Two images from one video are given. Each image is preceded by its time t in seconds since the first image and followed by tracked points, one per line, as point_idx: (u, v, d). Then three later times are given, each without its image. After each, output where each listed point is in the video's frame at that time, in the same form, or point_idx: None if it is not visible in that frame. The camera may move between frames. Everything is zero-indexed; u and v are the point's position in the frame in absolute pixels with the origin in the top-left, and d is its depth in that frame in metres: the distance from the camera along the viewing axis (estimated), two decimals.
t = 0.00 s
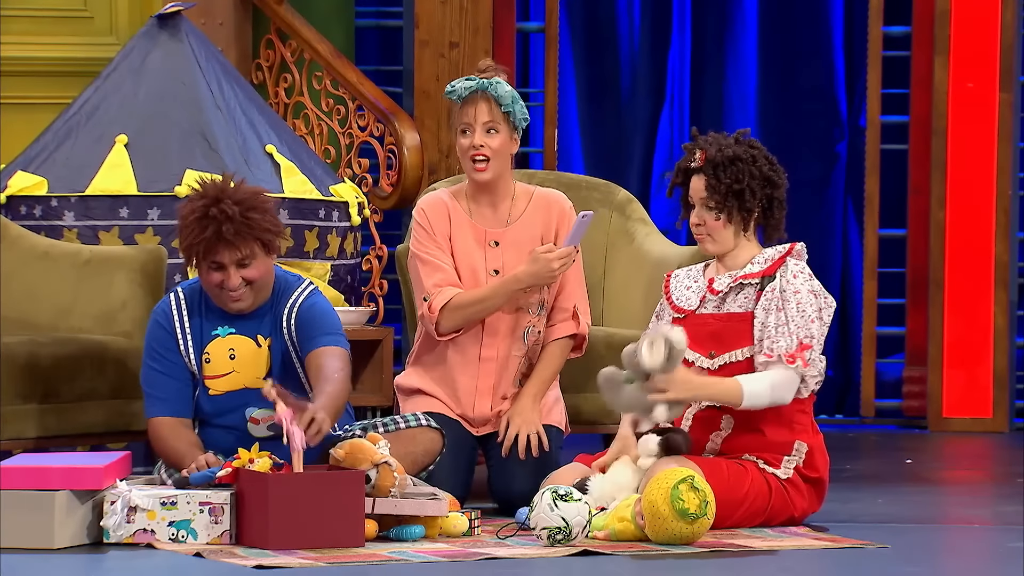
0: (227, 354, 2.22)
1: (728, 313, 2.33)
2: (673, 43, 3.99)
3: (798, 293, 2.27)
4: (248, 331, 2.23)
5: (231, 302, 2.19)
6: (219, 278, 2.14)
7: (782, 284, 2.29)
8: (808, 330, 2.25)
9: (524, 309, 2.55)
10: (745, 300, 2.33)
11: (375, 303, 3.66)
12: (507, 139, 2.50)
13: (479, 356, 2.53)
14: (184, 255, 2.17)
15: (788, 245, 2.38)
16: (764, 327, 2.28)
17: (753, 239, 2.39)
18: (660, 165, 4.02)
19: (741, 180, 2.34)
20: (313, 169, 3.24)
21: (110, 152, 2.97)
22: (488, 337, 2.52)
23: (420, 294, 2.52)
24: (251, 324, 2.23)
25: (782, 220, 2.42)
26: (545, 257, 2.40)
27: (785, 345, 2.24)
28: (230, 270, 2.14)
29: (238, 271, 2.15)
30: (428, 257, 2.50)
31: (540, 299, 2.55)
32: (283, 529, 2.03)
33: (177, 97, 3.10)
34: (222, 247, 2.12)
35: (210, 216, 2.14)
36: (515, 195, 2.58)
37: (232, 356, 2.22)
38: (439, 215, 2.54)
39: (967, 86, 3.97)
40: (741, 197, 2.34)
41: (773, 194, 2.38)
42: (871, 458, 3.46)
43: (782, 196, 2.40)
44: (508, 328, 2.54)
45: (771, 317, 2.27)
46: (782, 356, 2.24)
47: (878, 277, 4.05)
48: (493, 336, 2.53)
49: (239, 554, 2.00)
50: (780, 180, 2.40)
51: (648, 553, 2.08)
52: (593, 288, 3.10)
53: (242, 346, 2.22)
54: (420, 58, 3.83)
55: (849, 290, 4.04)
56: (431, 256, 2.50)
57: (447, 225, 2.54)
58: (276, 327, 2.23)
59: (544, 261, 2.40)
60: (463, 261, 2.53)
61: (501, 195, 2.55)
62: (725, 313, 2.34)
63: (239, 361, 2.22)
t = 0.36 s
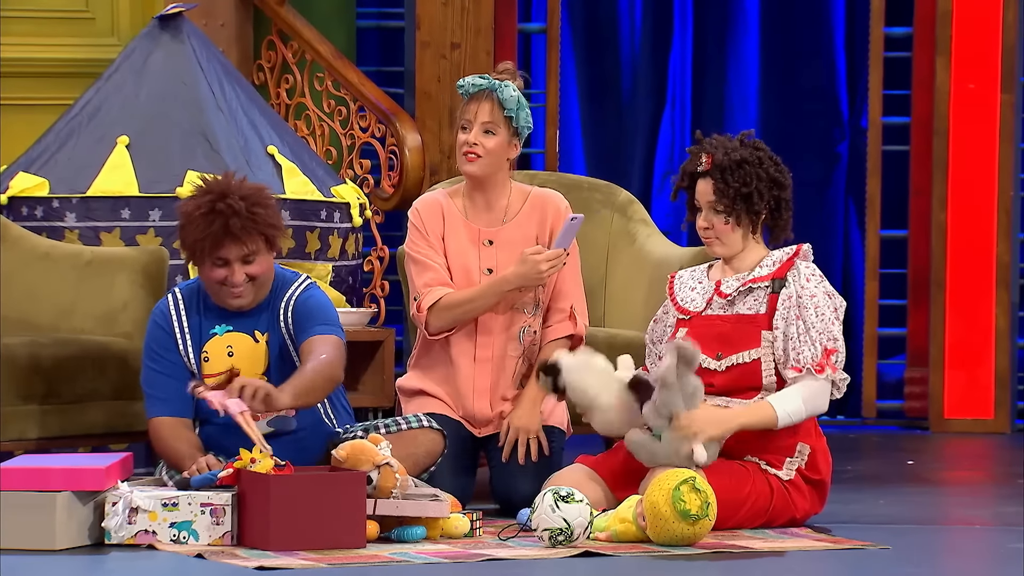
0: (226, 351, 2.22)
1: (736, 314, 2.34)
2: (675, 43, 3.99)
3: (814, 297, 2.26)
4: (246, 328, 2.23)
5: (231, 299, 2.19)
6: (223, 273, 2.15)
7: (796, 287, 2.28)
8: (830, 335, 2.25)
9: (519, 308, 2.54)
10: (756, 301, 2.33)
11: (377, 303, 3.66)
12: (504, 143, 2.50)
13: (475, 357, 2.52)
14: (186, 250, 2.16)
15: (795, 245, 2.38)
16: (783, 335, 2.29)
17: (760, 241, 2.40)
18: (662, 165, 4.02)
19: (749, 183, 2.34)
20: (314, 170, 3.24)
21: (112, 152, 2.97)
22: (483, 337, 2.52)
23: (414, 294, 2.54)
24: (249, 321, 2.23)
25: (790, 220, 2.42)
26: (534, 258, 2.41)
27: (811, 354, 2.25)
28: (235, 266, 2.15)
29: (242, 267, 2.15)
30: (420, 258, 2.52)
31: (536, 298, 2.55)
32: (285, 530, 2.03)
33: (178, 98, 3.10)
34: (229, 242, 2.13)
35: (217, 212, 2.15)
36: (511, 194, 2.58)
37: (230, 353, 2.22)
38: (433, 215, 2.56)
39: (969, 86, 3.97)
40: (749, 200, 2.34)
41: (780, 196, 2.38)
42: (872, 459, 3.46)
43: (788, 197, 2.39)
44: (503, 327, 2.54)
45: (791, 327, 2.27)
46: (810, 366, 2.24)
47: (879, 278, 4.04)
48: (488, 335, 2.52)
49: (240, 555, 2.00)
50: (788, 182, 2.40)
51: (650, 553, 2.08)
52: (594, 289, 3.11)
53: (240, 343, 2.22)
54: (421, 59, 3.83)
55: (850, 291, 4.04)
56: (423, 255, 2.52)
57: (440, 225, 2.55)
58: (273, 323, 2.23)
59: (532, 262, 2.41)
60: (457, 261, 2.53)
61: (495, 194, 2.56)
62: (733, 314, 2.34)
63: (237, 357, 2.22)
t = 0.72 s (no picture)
0: (225, 350, 2.22)
1: (739, 314, 2.34)
2: (677, 43, 3.99)
3: (820, 298, 2.26)
4: (246, 329, 2.23)
5: (258, 303, 2.19)
6: (265, 279, 2.15)
7: (800, 287, 2.29)
8: (837, 334, 2.25)
9: (516, 309, 2.55)
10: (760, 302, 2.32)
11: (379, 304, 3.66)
12: (504, 155, 2.50)
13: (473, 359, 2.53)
14: (229, 250, 2.14)
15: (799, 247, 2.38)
16: (789, 339, 2.29)
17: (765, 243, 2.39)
18: (663, 166, 4.02)
19: (754, 187, 2.34)
20: (315, 170, 3.24)
21: (113, 153, 2.97)
22: (481, 339, 2.52)
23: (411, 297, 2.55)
24: (250, 322, 2.23)
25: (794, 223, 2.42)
26: (528, 264, 2.42)
27: (818, 354, 2.24)
28: (277, 273, 2.16)
29: (282, 274, 2.17)
30: (416, 262, 2.52)
31: (533, 299, 2.56)
32: (288, 530, 2.03)
33: (179, 98, 3.10)
34: (280, 250, 2.14)
35: (272, 218, 2.14)
36: (507, 195, 2.58)
37: (229, 353, 2.22)
38: (430, 220, 2.55)
39: (971, 87, 3.96)
40: (754, 204, 2.34)
41: (786, 199, 2.37)
42: (875, 459, 3.46)
43: (794, 201, 2.39)
44: (501, 329, 2.54)
45: (796, 329, 2.27)
46: (819, 367, 2.23)
47: (881, 278, 4.04)
48: (486, 337, 2.53)
49: (242, 555, 2.00)
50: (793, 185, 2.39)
51: (652, 553, 2.08)
52: (596, 289, 3.11)
53: (240, 343, 2.22)
54: (423, 59, 3.83)
55: (852, 291, 4.04)
56: (419, 260, 2.52)
57: (437, 229, 2.55)
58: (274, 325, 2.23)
59: (527, 268, 2.42)
60: (453, 263, 2.53)
61: (493, 196, 2.56)
62: (735, 314, 2.34)
63: (235, 357, 2.22)
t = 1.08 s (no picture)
0: (245, 355, 2.23)
1: (742, 313, 2.34)
2: (678, 43, 3.99)
3: (820, 302, 2.26)
4: (267, 335, 2.24)
5: (269, 309, 2.21)
6: (274, 288, 2.17)
7: (802, 288, 2.29)
8: (833, 338, 2.25)
9: (515, 311, 2.54)
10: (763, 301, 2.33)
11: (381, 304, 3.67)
12: (500, 158, 2.50)
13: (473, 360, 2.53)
14: (239, 259, 2.16)
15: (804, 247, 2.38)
16: (787, 341, 2.29)
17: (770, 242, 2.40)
18: (664, 165, 4.02)
19: (761, 185, 2.35)
20: (317, 170, 3.24)
21: (115, 153, 2.97)
22: (479, 341, 2.52)
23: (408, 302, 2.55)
24: (271, 328, 2.25)
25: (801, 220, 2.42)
26: (524, 267, 2.41)
27: (811, 358, 2.25)
28: (286, 282, 2.17)
29: (291, 282, 2.18)
30: (413, 267, 2.52)
31: (530, 300, 2.55)
32: (290, 530, 2.03)
33: (181, 98, 3.10)
34: (288, 260, 2.15)
35: (280, 229, 2.15)
36: (503, 196, 2.58)
37: (250, 358, 2.23)
38: (426, 223, 2.55)
39: (972, 87, 3.96)
40: (761, 202, 2.35)
41: (791, 196, 2.39)
42: (875, 459, 3.46)
43: (798, 197, 2.41)
44: (500, 331, 2.54)
45: (793, 332, 2.28)
46: (810, 371, 2.24)
47: (882, 278, 4.04)
48: (485, 339, 2.52)
49: (244, 555, 2.00)
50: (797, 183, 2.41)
51: (653, 553, 2.08)
52: (597, 290, 3.11)
53: (260, 348, 2.23)
54: (424, 59, 3.83)
55: (853, 291, 4.04)
56: (416, 265, 2.52)
57: (433, 232, 2.55)
58: (298, 330, 2.25)
59: (522, 271, 2.41)
60: (451, 266, 2.53)
61: (489, 197, 2.55)
62: (738, 313, 2.34)
63: (256, 363, 2.23)
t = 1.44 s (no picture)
0: (272, 350, 2.24)
1: (745, 310, 2.34)
2: (679, 42, 3.99)
3: (830, 295, 2.27)
4: (293, 330, 2.26)
5: (276, 307, 2.22)
6: (272, 284, 2.18)
7: (809, 284, 2.29)
8: (847, 328, 2.26)
9: (515, 313, 2.54)
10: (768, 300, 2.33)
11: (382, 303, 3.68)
12: (497, 154, 2.50)
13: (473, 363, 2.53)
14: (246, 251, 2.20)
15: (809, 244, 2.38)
16: (796, 333, 2.28)
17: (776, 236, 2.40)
18: (666, 164, 4.02)
19: (771, 178, 2.35)
20: (318, 170, 3.24)
21: (116, 153, 2.97)
22: (478, 343, 2.52)
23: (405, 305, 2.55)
24: (297, 323, 2.26)
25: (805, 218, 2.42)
26: (515, 266, 2.41)
27: (830, 345, 2.25)
28: (286, 281, 2.18)
29: (293, 284, 2.19)
30: (411, 270, 2.51)
31: (530, 302, 2.55)
32: (290, 529, 2.03)
33: (182, 98, 3.10)
34: (286, 259, 2.16)
35: (285, 229, 2.18)
36: (501, 198, 2.58)
37: (277, 353, 2.24)
38: (424, 225, 2.55)
39: (974, 87, 3.95)
40: (773, 193, 2.35)
41: (799, 190, 2.39)
42: (877, 460, 3.45)
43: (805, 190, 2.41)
44: (499, 333, 2.54)
45: (805, 323, 2.27)
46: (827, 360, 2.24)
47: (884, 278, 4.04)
48: (483, 341, 2.52)
49: (244, 555, 2.00)
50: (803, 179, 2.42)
51: (654, 553, 2.08)
52: (599, 289, 3.11)
53: (287, 342, 2.25)
54: (425, 59, 3.83)
55: (854, 291, 4.04)
56: (413, 268, 2.51)
57: (431, 234, 2.54)
58: (325, 326, 2.28)
59: (513, 270, 2.41)
60: (450, 268, 2.53)
61: (488, 199, 2.55)
62: (743, 310, 2.34)
63: (283, 357, 2.24)
